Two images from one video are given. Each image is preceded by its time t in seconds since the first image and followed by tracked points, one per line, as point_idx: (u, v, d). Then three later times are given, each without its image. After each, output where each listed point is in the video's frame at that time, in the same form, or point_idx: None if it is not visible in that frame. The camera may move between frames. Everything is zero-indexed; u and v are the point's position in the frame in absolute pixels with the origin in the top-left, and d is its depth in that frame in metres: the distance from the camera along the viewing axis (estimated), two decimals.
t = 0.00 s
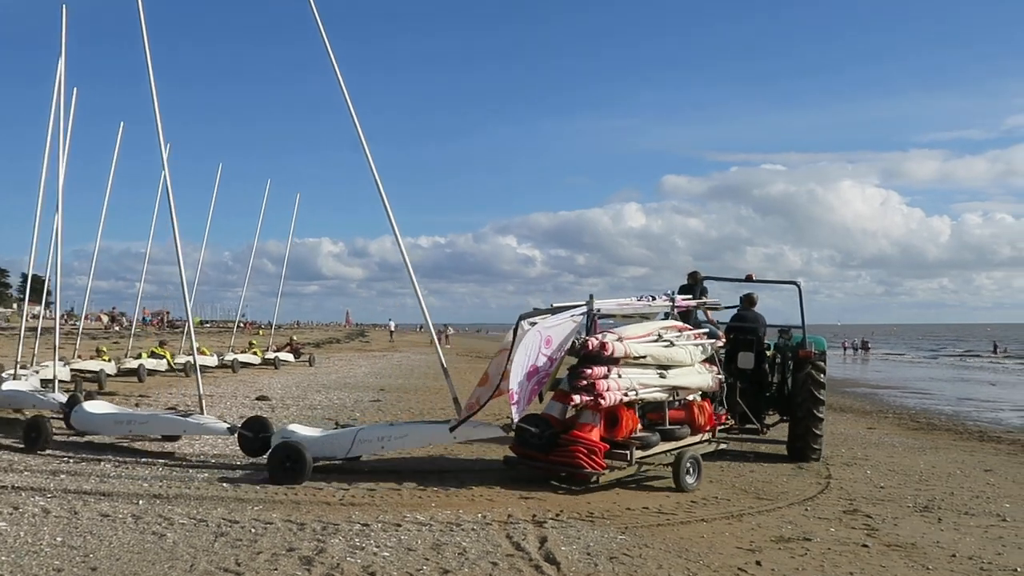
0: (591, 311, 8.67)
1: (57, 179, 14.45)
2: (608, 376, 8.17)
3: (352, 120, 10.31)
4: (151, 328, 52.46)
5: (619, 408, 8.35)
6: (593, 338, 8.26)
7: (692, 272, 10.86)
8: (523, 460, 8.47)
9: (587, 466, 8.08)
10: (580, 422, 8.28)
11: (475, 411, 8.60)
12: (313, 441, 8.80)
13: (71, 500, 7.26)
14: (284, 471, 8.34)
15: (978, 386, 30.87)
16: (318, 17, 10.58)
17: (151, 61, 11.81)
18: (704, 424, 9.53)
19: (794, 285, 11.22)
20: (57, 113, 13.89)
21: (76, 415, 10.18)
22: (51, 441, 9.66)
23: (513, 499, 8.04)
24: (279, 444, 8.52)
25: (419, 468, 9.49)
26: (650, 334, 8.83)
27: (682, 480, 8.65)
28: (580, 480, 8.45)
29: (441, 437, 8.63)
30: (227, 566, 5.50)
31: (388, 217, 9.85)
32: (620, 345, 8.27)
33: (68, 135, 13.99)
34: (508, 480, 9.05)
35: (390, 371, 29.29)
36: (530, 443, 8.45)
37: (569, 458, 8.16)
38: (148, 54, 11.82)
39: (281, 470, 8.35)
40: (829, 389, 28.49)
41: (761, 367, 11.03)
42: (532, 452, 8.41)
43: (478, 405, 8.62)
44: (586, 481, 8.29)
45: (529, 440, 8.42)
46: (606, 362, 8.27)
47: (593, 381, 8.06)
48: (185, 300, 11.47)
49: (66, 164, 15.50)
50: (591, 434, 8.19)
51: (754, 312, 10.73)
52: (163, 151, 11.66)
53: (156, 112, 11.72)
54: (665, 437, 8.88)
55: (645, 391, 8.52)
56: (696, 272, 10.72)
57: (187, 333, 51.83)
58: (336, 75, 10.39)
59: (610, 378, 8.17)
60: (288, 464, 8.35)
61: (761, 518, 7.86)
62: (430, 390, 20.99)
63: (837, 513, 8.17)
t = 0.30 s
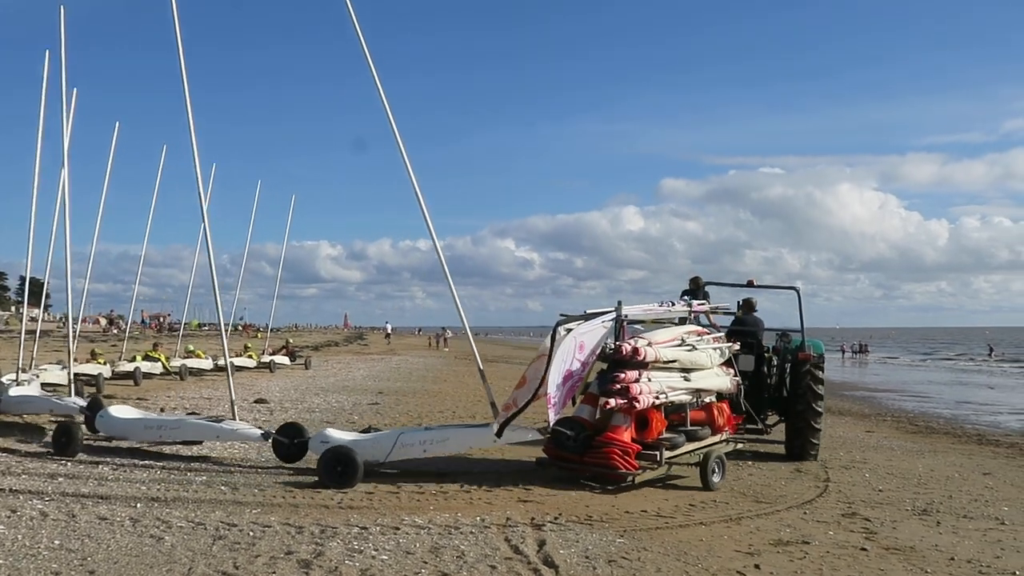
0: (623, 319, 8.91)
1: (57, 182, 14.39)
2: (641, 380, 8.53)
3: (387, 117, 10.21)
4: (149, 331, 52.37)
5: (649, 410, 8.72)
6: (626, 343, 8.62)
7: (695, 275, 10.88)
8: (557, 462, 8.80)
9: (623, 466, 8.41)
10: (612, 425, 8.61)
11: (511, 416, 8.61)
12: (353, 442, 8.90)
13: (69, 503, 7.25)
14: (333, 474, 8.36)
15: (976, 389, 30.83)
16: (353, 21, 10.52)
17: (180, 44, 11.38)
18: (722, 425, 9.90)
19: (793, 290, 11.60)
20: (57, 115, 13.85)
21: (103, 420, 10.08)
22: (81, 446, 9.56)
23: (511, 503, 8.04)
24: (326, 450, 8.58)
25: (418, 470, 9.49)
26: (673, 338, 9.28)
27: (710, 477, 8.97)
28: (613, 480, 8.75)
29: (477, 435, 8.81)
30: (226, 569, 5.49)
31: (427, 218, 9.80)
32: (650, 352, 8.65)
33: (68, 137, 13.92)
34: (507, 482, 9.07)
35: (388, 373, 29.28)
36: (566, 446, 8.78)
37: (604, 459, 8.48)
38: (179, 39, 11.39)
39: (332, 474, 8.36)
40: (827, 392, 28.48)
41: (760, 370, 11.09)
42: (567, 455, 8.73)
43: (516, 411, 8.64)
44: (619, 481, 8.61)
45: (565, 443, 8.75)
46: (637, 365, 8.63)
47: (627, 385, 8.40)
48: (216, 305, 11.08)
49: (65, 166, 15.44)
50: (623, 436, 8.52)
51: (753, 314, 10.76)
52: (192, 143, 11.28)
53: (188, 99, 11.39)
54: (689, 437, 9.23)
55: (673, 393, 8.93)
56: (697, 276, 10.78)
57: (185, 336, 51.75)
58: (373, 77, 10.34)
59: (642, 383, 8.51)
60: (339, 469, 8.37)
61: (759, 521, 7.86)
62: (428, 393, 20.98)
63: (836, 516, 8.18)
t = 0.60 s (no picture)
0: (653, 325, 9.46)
1: (57, 184, 14.37)
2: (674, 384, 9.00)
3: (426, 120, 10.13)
4: (147, 334, 52.32)
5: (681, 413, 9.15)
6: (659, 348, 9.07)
7: (696, 283, 10.96)
8: (592, 463, 9.21)
9: (659, 465, 8.77)
10: (647, 427, 9.02)
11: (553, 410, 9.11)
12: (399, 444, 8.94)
13: (68, 506, 7.24)
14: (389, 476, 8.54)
15: (975, 393, 30.78)
16: (395, 27, 10.45)
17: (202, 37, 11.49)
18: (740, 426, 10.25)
19: (791, 297, 11.73)
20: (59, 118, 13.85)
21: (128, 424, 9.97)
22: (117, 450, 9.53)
23: (510, 506, 8.04)
24: (380, 453, 8.73)
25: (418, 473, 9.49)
26: (699, 344, 9.72)
27: (737, 476, 9.32)
28: (641, 480, 9.03)
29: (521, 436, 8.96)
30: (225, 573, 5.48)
31: (467, 225, 9.72)
32: (682, 356, 9.11)
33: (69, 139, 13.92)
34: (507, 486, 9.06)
35: (387, 377, 29.24)
36: (602, 447, 9.18)
37: (639, 458, 8.84)
38: (201, 37, 11.49)
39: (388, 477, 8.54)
40: (826, 396, 28.43)
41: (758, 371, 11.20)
42: (603, 455, 9.12)
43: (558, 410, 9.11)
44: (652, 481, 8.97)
45: (602, 444, 9.15)
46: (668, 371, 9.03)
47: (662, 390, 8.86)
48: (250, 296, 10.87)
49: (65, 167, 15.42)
50: (660, 438, 8.91)
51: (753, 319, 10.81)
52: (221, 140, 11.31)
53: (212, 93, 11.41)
54: (713, 439, 9.59)
55: (703, 395, 9.39)
56: (700, 283, 10.87)
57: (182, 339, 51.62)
58: (413, 79, 10.22)
59: (676, 386, 9.01)
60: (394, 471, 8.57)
61: (759, 524, 7.85)
62: (427, 397, 20.96)
63: (835, 520, 8.18)
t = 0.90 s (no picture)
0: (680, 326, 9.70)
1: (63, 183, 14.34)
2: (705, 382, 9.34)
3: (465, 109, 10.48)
4: (151, 334, 52.36)
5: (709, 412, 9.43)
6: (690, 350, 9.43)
7: (702, 285, 10.93)
8: (625, 459, 9.46)
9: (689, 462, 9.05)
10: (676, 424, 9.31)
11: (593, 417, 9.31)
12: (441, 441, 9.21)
13: (73, 506, 7.25)
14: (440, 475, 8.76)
15: (979, 393, 30.68)
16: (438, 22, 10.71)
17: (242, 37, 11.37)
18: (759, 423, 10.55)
19: (795, 299, 12.10)
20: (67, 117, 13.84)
21: (160, 426, 9.90)
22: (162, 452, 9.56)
23: (514, 505, 8.03)
24: (429, 451, 8.94)
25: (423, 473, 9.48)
26: (724, 345, 10.06)
27: (761, 472, 9.62)
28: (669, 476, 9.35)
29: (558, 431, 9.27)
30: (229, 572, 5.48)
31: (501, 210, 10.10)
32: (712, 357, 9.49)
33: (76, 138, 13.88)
34: (512, 485, 9.07)
35: (391, 377, 29.21)
36: (635, 445, 9.38)
37: (670, 456, 9.13)
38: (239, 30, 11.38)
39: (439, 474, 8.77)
40: (831, 396, 28.34)
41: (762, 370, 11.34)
42: (635, 453, 9.36)
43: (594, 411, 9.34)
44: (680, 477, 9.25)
45: (636, 441, 9.34)
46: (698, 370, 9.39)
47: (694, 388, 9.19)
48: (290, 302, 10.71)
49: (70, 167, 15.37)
50: (689, 436, 9.19)
51: (757, 321, 10.87)
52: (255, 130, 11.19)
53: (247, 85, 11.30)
54: (736, 437, 9.87)
55: (729, 394, 9.74)
56: (706, 285, 10.85)
57: (187, 339, 51.70)
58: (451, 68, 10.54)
59: (706, 386, 9.33)
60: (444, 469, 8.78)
61: (764, 524, 7.83)
62: (431, 397, 20.97)
63: (840, 520, 8.16)
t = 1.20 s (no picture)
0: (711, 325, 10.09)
1: (74, 181, 14.35)
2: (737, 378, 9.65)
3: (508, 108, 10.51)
4: (162, 330, 52.58)
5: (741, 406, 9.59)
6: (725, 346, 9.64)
7: (714, 281, 10.89)
8: (660, 453, 9.68)
9: (723, 455, 9.28)
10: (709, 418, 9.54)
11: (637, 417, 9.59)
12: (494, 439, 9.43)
13: (86, 502, 7.30)
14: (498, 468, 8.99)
15: (992, 389, 30.47)
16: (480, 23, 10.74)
17: (277, 37, 11.25)
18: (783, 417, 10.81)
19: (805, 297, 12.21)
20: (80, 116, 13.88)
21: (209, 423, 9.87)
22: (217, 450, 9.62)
23: (525, 501, 8.03)
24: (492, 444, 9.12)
25: (436, 468, 9.53)
26: (753, 342, 10.44)
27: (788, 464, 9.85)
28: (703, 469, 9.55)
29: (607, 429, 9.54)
30: (241, 567, 5.51)
31: (545, 210, 10.17)
32: (745, 354, 9.84)
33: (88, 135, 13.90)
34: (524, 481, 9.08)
35: (401, 373, 29.26)
36: (672, 439, 9.67)
37: (704, 449, 9.38)
38: (274, 27, 11.25)
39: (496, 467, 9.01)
40: (842, 391, 28.21)
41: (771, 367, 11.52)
42: (673, 446, 9.64)
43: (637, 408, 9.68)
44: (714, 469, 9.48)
45: (673, 435, 9.65)
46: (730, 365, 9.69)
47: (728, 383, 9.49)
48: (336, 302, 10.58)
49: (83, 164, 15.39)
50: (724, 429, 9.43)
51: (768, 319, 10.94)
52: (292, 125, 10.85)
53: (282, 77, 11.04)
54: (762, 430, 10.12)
55: (756, 390, 10.11)
56: (718, 283, 10.83)
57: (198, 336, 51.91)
58: (494, 69, 10.64)
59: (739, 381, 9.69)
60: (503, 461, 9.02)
61: (775, 521, 7.80)
62: (442, 392, 21.00)
63: (851, 516, 8.12)
